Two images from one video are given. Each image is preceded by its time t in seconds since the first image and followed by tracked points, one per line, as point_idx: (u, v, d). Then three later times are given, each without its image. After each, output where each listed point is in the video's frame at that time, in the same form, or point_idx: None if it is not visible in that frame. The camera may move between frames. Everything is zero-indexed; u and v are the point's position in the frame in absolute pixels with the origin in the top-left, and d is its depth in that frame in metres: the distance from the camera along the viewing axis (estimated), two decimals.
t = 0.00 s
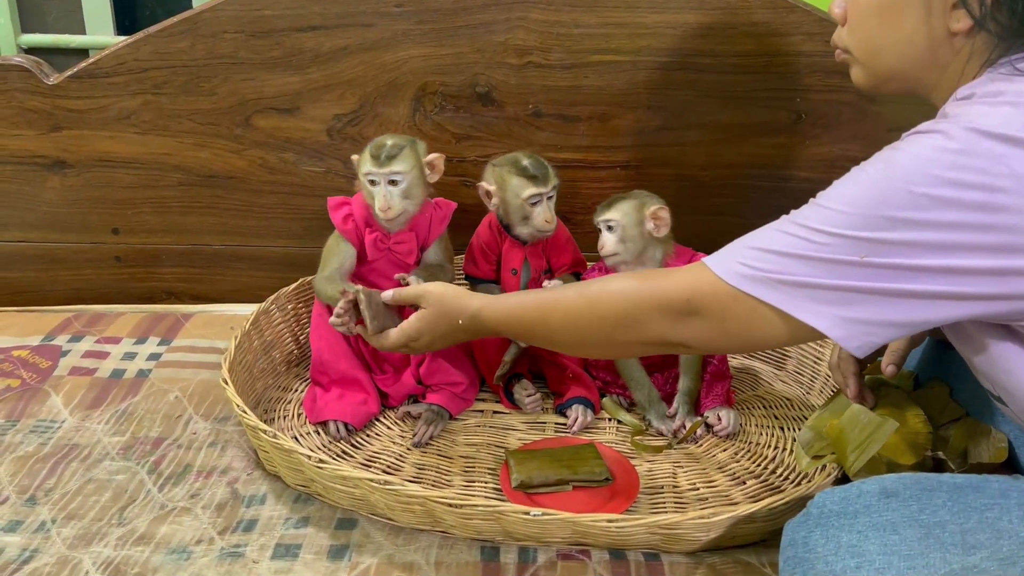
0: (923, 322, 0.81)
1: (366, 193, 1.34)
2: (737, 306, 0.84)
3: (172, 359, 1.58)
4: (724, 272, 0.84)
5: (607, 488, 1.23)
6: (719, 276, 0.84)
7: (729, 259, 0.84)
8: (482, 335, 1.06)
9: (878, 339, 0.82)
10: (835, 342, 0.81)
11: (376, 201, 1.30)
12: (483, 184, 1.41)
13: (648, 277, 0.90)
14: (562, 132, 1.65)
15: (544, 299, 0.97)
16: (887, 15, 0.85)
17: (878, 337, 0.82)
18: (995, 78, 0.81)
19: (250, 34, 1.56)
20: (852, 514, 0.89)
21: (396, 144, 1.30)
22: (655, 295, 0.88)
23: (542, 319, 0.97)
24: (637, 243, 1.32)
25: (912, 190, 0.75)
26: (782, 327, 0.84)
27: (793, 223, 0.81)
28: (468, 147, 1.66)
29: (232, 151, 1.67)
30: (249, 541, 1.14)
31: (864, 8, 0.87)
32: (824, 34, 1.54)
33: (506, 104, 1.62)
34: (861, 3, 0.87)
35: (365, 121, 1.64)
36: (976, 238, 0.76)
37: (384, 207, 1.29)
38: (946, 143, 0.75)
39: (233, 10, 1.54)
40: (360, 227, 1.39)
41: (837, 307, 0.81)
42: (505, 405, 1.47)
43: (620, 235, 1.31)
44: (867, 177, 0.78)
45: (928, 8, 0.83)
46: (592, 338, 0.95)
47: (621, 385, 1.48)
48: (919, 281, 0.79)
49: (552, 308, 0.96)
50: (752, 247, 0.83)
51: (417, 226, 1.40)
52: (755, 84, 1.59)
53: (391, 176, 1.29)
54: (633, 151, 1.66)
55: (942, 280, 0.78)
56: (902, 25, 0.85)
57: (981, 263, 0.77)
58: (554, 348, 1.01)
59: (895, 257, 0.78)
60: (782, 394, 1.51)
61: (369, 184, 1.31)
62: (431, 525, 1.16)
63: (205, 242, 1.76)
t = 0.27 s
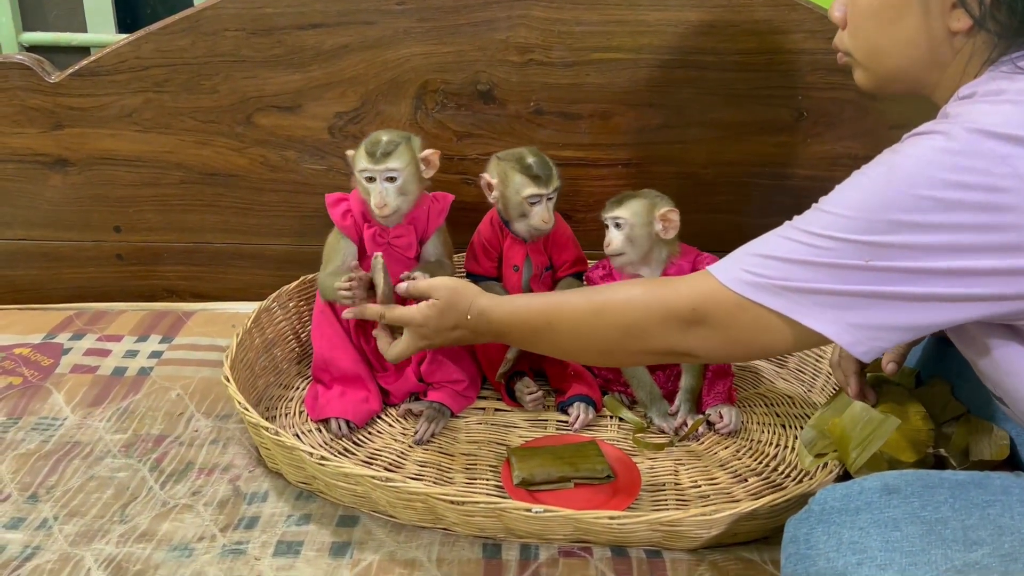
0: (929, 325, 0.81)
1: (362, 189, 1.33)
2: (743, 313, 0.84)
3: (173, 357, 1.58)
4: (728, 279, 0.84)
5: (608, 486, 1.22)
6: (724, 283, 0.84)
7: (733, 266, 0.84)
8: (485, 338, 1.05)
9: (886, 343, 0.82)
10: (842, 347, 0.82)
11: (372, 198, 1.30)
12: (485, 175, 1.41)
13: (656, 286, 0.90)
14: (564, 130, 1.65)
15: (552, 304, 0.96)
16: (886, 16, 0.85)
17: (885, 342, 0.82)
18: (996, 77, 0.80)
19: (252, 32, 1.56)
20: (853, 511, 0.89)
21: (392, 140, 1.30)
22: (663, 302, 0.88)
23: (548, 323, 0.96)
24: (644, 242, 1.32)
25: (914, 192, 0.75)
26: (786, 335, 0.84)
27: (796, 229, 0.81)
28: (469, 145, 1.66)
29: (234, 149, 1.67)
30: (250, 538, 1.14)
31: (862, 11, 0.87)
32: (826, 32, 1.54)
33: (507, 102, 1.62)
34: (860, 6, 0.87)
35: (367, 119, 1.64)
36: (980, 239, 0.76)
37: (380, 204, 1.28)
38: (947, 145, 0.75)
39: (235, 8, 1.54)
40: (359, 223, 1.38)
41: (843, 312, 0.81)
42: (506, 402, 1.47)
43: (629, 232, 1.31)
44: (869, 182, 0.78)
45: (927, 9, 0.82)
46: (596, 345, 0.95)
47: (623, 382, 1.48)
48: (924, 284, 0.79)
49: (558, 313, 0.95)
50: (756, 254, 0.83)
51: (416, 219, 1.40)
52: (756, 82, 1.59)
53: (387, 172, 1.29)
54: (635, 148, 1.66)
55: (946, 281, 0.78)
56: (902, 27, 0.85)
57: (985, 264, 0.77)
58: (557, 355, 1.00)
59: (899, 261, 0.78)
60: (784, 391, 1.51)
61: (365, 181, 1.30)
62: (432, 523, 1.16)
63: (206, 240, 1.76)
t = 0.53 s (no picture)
0: (928, 325, 0.80)
1: (369, 186, 1.33)
2: (742, 312, 0.84)
3: (174, 355, 1.58)
4: (727, 280, 0.84)
5: (609, 484, 1.23)
6: (724, 284, 0.84)
7: (732, 267, 0.84)
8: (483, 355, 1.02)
9: (885, 343, 0.82)
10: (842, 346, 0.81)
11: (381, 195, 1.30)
12: (486, 172, 1.41)
13: (656, 287, 0.89)
14: (564, 128, 1.65)
15: (548, 313, 0.95)
16: (887, 15, 0.85)
17: (884, 342, 0.81)
18: (996, 76, 0.81)
19: (252, 31, 1.56)
20: (854, 508, 0.89)
21: (401, 137, 1.30)
22: (661, 304, 0.88)
23: (546, 333, 0.95)
24: (662, 241, 1.33)
25: (914, 192, 0.75)
26: (786, 336, 0.84)
27: (796, 230, 0.81)
28: (469, 143, 1.66)
29: (234, 148, 1.67)
30: (251, 536, 1.14)
31: (864, 8, 0.87)
32: (826, 30, 1.54)
33: (507, 101, 1.62)
34: (861, 4, 0.87)
35: (367, 118, 1.64)
36: (980, 239, 0.76)
37: (391, 200, 1.28)
38: (947, 144, 0.75)
39: (235, 7, 1.54)
40: (360, 218, 1.39)
41: (843, 313, 0.81)
42: (506, 401, 1.47)
43: (649, 228, 1.31)
44: (868, 182, 0.77)
45: (928, 9, 0.82)
46: (597, 353, 0.94)
47: (623, 381, 1.48)
48: (924, 284, 0.78)
49: (556, 322, 0.94)
50: (755, 255, 0.83)
51: (418, 216, 1.41)
52: (757, 80, 1.59)
53: (396, 169, 1.29)
54: (635, 147, 1.66)
55: (946, 281, 0.78)
56: (903, 26, 0.85)
57: (986, 264, 0.77)
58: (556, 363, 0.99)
59: (899, 261, 0.78)
60: (785, 390, 1.51)
61: (374, 177, 1.30)
62: (433, 521, 1.16)
63: (207, 239, 1.76)
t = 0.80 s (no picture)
0: (940, 332, 0.80)
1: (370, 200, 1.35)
2: (756, 329, 0.83)
3: (175, 356, 1.59)
4: (737, 294, 0.83)
5: (610, 484, 1.23)
6: (734, 301, 0.83)
7: (742, 284, 0.83)
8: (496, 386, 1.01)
9: (898, 353, 0.81)
10: (855, 358, 0.81)
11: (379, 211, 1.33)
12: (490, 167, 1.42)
13: (664, 306, 0.89)
14: (565, 129, 1.65)
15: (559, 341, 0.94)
16: (891, 17, 0.86)
17: (897, 352, 0.81)
18: (1003, 74, 0.81)
19: (253, 32, 1.56)
20: (853, 508, 0.89)
21: (400, 155, 1.30)
22: (671, 324, 0.87)
23: (559, 362, 0.95)
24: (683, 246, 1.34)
25: (919, 196, 0.75)
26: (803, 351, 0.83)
27: (802, 241, 0.81)
28: (470, 144, 1.66)
29: (235, 148, 1.67)
30: (253, 536, 1.14)
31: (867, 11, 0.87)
32: (826, 30, 1.54)
33: (508, 101, 1.62)
34: (865, 5, 0.87)
35: (368, 118, 1.64)
36: (985, 242, 0.76)
37: (387, 220, 1.31)
38: (950, 148, 0.76)
39: (236, 7, 1.54)
40: (363, 216, 1.41)
41: (856, 324, 0.80)
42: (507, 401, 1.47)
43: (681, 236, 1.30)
44: (872, 187, 0.78)
45: (934, 8, 0.83)
46: (612, 379, 0.93)
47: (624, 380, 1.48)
48: (933, 290, 0.78)
49: (568, 349, 0.93)
50: (762, 269, 0.82)
51: (422, 216, 1.43)
52: (757, 80, 1.59)
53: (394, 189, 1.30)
54: (635, 147, 1.66)
55: (955, 286, 0.78)
56: (908, 27, 0.85)
57: (993, 267, 0.77)
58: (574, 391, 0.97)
59: (907, 268, 0.78)
60: (785, 389, 1.51)
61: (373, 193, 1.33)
62: (434, 521, 1.17)
63: (207, 239, 1.77)
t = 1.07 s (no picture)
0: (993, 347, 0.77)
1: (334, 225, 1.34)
2: (799, 359, 0.79)
3: (176, 356, 1.59)
4: (777, 315, 0.79)
5: (611, 484, 1.22)
6: (775, 325, 0.79)
7: (781, 305, 0.80)
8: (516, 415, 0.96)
9: (946, 374, 0.77)
10: (901, 382, 0.77)
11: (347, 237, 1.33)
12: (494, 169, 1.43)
13: (698, 336, 0.85)
14: (565, 129, 1.65)
15: (590, 370, 0.90)
16: (912, 14, 0.83)
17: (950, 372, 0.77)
18: None
19: (254, 32, 1.57)
20: (859, 507, 0.89)
21: (355, 190, 1.26)
22: (711, 354, 0.83)
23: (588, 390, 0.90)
24: (671, 251, 1.33)
25: (958, 202, 0.73)
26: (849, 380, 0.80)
27: (837, 257, 0.78)
28: (470, 144, 1.66)
29: (236, 148, 1.67)
30: (253, 536, 1.14)
31: (886, 9, 0.85)
32: (827, 30, 1.54)
33: (509, 101, 1.62)
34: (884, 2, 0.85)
35: (368, 118, 1.64)
36: None
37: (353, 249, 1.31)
38: (986, 152, 0.73)
39: (237, 8, 1.55)
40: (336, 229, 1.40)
41: (905, 343, 0.77)
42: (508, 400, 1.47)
43: (655, 245, 1.31)
44: (908, 196, 0.75)
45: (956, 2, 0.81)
46: (645, 412, 0.89)
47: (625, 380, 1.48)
48: (978, 303, 0.75)
49: (600, 377, 0.90)
50: (801, 292, 0.79)
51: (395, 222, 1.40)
52: (758, 80, 1.59)
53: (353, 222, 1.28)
54: (636, 147, 1.66)
55: (998, 298, 0.75)
56: (931, 22, 0.83)
57: None
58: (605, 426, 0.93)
59: (953, 279, 0.75)
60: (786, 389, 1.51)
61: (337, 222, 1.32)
62: (435, 521, 1.17)
63: (208, 239, 1.77)
